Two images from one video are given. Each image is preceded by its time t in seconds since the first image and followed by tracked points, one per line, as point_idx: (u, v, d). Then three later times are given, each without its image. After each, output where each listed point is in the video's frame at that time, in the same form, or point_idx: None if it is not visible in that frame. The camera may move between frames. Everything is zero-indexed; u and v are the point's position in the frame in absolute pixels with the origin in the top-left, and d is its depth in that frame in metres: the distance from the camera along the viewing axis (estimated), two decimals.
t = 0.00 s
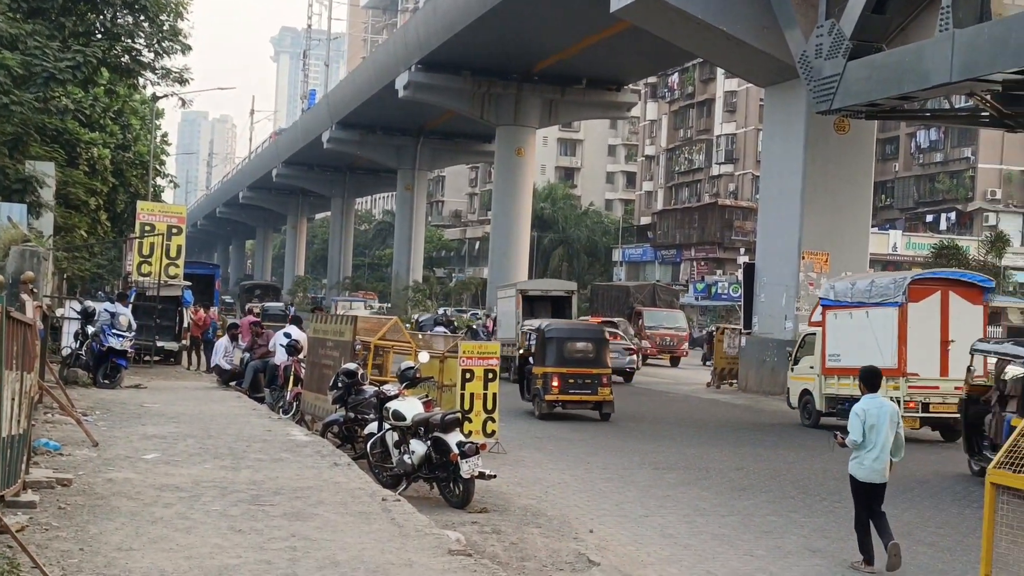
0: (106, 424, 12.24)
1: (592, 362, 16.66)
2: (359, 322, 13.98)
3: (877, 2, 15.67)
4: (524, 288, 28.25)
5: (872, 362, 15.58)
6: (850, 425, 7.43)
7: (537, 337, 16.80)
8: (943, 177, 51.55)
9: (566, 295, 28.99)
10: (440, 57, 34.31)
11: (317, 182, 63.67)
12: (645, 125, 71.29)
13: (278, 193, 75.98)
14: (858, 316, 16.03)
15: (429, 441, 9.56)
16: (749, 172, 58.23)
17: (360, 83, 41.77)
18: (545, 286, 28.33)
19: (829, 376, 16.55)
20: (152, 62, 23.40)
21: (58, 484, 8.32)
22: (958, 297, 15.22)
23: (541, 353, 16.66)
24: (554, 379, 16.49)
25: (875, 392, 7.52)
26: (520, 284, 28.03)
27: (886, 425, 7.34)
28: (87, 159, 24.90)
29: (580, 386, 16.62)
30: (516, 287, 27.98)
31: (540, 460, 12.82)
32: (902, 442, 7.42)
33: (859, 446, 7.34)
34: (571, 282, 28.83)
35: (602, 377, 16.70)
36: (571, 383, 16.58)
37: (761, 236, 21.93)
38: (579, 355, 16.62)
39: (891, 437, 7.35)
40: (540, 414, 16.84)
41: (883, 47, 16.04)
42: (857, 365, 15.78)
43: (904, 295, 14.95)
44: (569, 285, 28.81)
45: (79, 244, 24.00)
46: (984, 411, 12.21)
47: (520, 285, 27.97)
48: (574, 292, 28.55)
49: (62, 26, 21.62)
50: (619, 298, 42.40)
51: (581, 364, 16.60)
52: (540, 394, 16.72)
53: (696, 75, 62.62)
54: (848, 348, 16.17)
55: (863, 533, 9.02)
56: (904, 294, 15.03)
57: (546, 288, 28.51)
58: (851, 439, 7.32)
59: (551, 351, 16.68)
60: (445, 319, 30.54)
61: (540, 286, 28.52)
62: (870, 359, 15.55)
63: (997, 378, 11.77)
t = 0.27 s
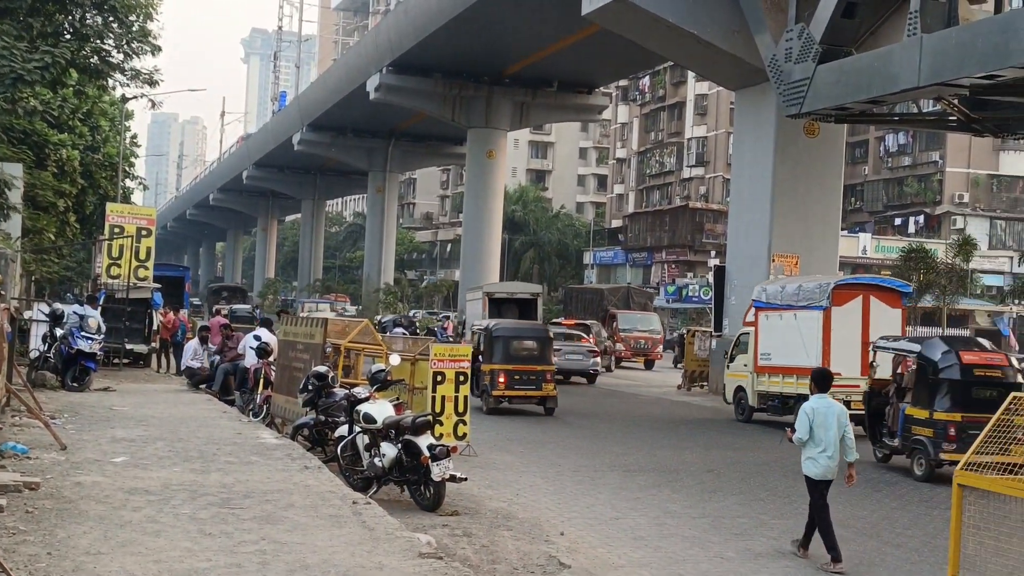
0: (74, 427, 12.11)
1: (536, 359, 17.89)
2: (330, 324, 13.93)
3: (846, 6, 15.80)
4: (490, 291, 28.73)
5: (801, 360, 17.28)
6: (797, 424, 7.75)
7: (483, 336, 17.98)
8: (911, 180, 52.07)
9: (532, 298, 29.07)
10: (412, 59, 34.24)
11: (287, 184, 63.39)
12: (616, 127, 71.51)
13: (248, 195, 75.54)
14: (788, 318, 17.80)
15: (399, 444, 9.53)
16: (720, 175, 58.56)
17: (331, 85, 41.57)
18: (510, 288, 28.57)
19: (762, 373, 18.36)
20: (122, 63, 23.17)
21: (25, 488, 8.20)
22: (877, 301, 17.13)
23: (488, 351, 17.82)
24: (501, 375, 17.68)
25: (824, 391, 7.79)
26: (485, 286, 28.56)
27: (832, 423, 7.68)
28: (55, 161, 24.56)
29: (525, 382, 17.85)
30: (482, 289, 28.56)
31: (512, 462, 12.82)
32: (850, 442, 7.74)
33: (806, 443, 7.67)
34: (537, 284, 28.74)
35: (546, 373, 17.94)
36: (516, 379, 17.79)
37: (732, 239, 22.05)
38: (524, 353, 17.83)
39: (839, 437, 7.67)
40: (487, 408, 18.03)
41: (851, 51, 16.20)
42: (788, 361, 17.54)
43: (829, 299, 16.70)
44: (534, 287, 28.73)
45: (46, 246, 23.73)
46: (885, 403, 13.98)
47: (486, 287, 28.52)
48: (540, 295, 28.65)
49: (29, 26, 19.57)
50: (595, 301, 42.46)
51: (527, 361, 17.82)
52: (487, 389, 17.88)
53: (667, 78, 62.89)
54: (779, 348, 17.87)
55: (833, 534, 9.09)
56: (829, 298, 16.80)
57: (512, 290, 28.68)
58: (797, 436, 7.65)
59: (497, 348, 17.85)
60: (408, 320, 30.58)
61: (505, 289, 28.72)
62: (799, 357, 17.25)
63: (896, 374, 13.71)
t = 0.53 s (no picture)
0: (44, 431, 11.99)
1: (486, 359, 18.99)
2: (303, 328, 13.85)
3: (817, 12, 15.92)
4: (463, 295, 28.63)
5: (737, 360, 18.62)
6: (750, 421, 8.13)
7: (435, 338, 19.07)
8: (882, 186, 52.52)
9: (504, 302, 28.90)
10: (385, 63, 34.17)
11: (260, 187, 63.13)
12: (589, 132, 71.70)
13: (220, 199, 75.10)
14: (725, 321, 19.19)
15: (372, 448, 9.50)
16: (693, 180, 58.84)
17: (304, 88, 41.40)
18: (482, 293, 28.53)
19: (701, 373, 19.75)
20: (94, 66, 22.93)
21: None
22: (808, 304, 18.50)
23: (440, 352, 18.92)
24: (453, 375, 18.74)
25: (775, 390, 8.27)
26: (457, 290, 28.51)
27: (784, 421, 8.10)
28: (25, 164, 24.09)
29: (476, 380, 18.94)
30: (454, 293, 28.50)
31: (487, 467, 12.80)
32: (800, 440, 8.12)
33: (758, 439, 8.05)
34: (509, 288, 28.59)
35: (495, 372, 19.04)
36: (468, 378, 18.86)
37: (705, 243, 22.14)
38: (474, 353, 18.94)
39: (790, 435, 8.06)
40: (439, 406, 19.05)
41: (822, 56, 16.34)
42: (725, 361, 18.93)
43: (761, 302, 18.04)
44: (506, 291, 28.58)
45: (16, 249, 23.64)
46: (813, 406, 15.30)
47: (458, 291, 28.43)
48: (510, 300, 28.65)
49: None
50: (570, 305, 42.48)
51: (478, 361, 18.92)
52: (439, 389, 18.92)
53: (641, 83, 63.15)
54: (718, 349, 19.27)
55: (807, 538, 9.12)
56: (761, 302, 18.10)
57: (484, 294, 28.62)
58: (751, 432, 8.03)
59: (449, 349, 18.93)
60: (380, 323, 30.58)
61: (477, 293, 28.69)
62: (734, 357, 18.56)
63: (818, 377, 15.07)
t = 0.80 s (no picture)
0: (16, 435, 11.85)
1: (441, 360, 19.41)
2: (278, 331, 13.75)
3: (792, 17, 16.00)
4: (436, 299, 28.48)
5: (683, 361, 18.90)
6: (709, 424, 8.12)
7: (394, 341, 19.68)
8: (856, 190, 52.87)
9: (477, 307, 28.83)
10: (360, 66, 34.07)
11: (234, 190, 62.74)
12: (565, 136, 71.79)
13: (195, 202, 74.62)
14: (671, 323, 19.48)
15: (347, 452, 9.44)
16: (668, 184, 59.03)
17: (279, 91, 41.20)
18: (456, 298, 28.46)
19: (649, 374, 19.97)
20: (67, 68, 22.70)
21: None
22: (749, 308, 18.88)
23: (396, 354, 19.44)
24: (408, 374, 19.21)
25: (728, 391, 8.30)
26: (431, 294, 28.40)
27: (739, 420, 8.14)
28: None
29: (431, 381, 19.35)
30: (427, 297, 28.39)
31: (463, 470, 12.76)
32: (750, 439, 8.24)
33: (717, 441, 8.07)
34: (482, 293, 28.60)
35: (449, 373, 19.45)
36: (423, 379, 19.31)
37: (680, 246, 22.20)
38: (429, 353, 19.42)
39: (743, 435, 8.15)
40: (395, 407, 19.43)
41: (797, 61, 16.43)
42: (670, 363, 19.20)
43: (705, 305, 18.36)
44: (479, 296, 28.57)
45: None
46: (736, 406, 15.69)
47: (432, 295, 28.33)
48: (484, 304, 28.62)
49: None
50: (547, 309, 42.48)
51: (432, 362, 19.35)
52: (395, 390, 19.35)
53: (616, 87, 63.30)
54: (664, 350, 19.52)
55: (782, 540, 9.17)
56: (705, 305, 18.44)
57: (458, 299, 28.47)
58: (712, 435, 8.04)
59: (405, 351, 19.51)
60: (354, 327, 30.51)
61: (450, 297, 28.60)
62: (680, 359, 18.85)
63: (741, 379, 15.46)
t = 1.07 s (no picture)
0: None
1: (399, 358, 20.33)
2: (255, 332, 13.69)
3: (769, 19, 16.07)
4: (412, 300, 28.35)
5: (635, 360, 19.85)
6: (660, 420, 8.45)
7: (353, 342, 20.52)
8: (833, 192, 53.15)
9: (452, 308, 28.79)
10: (338, 66, 33.97)
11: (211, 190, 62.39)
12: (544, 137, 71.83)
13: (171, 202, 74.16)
14: (625, 323, 20.44)
15: (325, 453, 9.40)
16: (646, 186, 59.17)
17: (256, 92, 41.02)
18: (431, 300, 28.45)
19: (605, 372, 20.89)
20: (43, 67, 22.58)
21: None
22: (699, 309, 19.76)
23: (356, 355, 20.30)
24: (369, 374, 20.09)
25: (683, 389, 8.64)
26: (406, 296, 28.35)
27: (691, 418, 8.50)
28: None
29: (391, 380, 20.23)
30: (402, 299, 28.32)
31: (441, 472, 12.74)
32: (701, 433, 8.60)
33: (669, 437, 8.45)
34: (457, 295, 28.55)
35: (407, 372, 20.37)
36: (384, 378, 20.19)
37: (658, 248, 22.27)
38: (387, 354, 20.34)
39: (693, 431, 8.50)
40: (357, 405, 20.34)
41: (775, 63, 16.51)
42: (623, 361, 20.15)
43: (655, 306, 19.25)
44: (454, 297, 28.53)
45: None
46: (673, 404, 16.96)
47: (407, 297, 28.30)
48: (459, 305, 28.58)
49: None
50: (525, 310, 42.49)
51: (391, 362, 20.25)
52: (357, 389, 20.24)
53: (595, 88, 63.37)
54: (619, 350, 20.48)
55: (757, 540, 9.22)
56: (656, 306, 19.32)
57: (432, 300, 28.45)
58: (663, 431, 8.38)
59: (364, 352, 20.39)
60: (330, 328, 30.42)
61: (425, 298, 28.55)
62: (632, 358, 19.80)
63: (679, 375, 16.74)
